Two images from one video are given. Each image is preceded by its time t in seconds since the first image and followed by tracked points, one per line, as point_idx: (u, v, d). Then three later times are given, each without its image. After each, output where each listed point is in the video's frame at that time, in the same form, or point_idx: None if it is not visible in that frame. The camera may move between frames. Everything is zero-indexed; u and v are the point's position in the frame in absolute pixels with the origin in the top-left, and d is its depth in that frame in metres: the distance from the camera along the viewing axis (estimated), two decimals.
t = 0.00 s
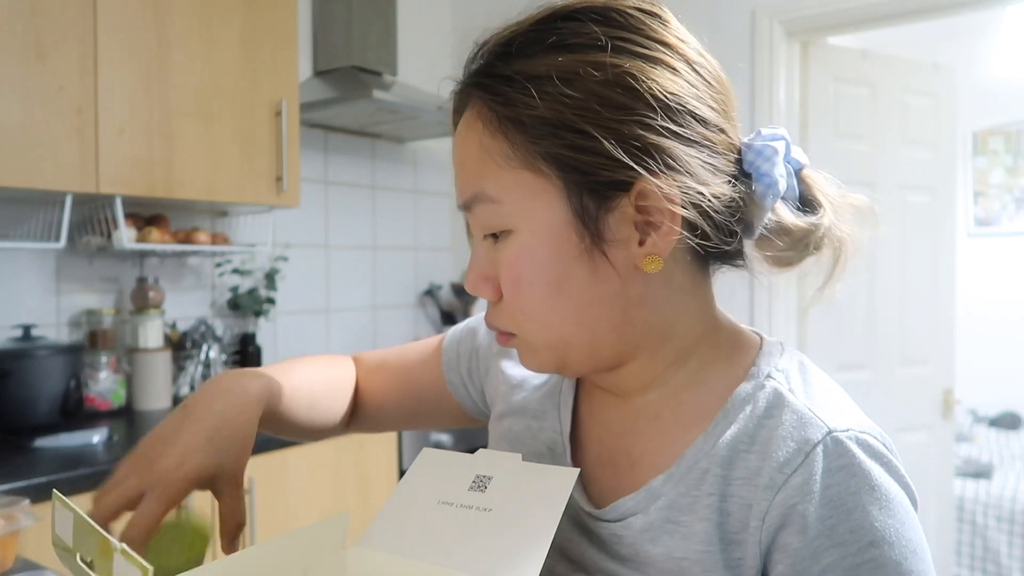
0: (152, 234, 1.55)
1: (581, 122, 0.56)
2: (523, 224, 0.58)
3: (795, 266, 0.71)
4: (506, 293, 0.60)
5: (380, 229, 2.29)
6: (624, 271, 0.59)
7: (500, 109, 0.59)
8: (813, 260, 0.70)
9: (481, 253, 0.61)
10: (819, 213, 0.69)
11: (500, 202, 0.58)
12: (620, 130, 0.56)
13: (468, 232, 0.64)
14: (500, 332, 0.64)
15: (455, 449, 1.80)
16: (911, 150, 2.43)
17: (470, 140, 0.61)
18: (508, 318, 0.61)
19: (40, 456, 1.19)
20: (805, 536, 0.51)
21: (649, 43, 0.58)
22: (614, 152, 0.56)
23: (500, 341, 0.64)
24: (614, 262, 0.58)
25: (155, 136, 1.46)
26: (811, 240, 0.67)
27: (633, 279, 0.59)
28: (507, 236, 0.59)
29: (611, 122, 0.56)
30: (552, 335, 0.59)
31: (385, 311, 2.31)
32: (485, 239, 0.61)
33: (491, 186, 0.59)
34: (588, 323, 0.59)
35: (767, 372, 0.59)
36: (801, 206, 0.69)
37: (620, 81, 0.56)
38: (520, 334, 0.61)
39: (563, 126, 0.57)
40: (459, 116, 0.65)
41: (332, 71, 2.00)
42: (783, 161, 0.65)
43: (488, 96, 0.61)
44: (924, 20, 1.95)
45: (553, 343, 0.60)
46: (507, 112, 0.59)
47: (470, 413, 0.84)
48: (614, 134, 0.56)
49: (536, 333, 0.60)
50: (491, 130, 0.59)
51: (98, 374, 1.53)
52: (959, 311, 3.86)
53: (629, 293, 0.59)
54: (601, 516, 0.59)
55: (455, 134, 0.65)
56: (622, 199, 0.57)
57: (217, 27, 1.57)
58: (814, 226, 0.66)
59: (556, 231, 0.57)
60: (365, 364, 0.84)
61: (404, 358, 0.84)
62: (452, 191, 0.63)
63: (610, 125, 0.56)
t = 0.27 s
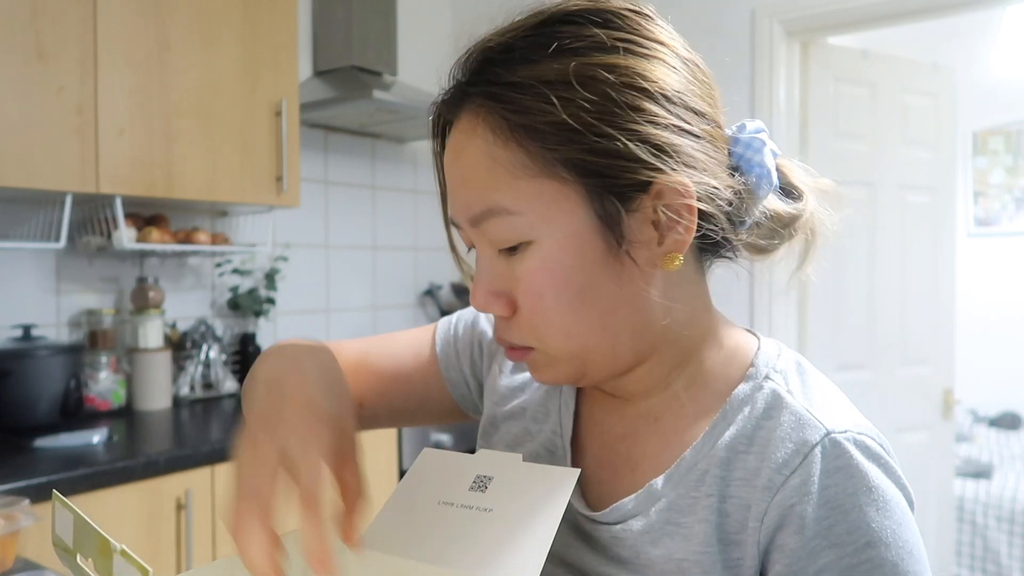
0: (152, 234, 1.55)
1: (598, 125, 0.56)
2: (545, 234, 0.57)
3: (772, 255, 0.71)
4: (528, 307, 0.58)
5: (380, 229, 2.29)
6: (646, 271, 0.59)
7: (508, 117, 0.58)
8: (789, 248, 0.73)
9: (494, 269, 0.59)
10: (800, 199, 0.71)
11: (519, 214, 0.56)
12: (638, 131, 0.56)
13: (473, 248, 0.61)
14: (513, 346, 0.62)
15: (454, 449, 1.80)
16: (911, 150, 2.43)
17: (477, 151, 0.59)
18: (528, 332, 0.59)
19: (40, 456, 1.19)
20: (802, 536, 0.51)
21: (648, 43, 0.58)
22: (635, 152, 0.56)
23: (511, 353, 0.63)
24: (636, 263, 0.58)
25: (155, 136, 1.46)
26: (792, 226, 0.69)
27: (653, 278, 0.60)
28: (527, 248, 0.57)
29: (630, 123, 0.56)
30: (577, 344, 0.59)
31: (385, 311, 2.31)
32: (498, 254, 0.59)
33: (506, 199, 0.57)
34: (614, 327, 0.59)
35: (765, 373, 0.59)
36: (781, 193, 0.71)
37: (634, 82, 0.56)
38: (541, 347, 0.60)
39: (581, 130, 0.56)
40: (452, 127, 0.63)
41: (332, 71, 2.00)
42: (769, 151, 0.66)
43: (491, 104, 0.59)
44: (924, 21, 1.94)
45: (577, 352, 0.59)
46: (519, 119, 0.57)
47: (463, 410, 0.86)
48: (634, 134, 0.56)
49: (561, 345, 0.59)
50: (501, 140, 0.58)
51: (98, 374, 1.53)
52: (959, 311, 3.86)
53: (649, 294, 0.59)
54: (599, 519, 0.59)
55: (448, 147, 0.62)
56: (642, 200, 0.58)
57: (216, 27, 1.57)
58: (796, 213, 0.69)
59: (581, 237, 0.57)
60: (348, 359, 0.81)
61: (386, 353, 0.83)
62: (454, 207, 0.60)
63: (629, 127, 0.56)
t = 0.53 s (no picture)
0: (151, 234, 1.55)
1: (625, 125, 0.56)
2: (573, 235, 0.56)
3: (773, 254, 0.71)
4: (552, 310, 0.58)
5: (380, 229, 2.29)
6: (670, 272, 0.59)
7: (535, 117, 0.57)
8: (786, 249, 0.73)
9: (516, 271, 0.59)
10: (802, 202, 0.72)
11: (548, 215, 0.56)
12: (667, 131, 0.56)
13: (494, 251, 0.61)
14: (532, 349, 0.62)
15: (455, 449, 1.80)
16: (910, 151, 2.43)
17: (499, 151, 0.58)
18: (550, 335, 0.59)
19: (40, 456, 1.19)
20: (818, 534, 0.52)
21: (670, 44, 0.58)
22: (663, 153, 0.56)
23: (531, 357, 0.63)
24: (661, 264, 0.58)
25: (155, 136, 1.46)
26: (798, 226, 0.70)
27: (676, 279, 0.60)
28: (554, 250, 0.57)
29: (659, 123, 0.56)
30: (602, 346, 0.58)
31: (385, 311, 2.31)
32: (523, 256, 0.58)
33: (535, 201, 0.56)
34: (639, 329, 0.59)
35: (778, 374, 0.60)
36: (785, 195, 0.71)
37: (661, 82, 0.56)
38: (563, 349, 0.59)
39: (611, 130, 0.55)
40: (470, 127, 0.62)
41: (332, 71, 2.00)
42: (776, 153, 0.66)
43: (515, 103, 0.59)
44: (923, 20, 1.94)
45: (600, 354, 0.59)
46: (544, 119, 0.57)
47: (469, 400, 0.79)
48: (663, 134, 0.56)
49: (586, 347, 0.58)
50: (527, 141, 0.57)
51: (98, 374, 1.53)
52: (960, 311, 3.85)
53: (673, 295, 0.60)
54: (615, 521, 0.58)
55: (467, 147, 0.61)
56: (669, 201, 0.58)
57: (216, 27, 1.57)
58: (802, 214, 0.70)
59: (610, 239, 0.56)
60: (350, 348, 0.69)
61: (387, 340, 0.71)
62: (476, 208, 0.59)
63: (658, 127, 0.56)
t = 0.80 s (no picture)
0: (152, 234, 1.55)
1: (616, 128, 0.55)
2: (558, 236, 0.57)
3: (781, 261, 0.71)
4: (536, 309, 0.59)
5: (380, 229, 2.29)
6: (656, 276, 0.59)
7: (526, 116, 0.57)
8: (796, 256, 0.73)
9: (503, 268, 0.60)
10: (811, 209, 0.71)
11: (532, 215, 0.56)
12: (656, 135, 0.55)
13: (483, 246, 0.61)
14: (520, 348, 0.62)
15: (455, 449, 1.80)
16: (911, 151, 2.43)
17: (490, 149, 0.58)
18: (536, 334, 0.59)
19: (40, 456, 1.19)
20: (818, 535, 0.51)
21: (669, 46, 0.57)
22: (652, 157, 0.56)
23: (519, 355, 0.63)
24: (646, 268, 0.58)
25: (155, 136, 1.46)
26: (803, 235, 0.69)
27: (662, 283, 0.60)
28: (538, 249, 0.57)
29: (649, 127, 0.55)
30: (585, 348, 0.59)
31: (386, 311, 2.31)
32: (509, 254, 0.59)
33: (520, 200, 0.56)
34: (622, 331, 0.59)
35: (778, 373, 0.59)
36: (793, 201, 0.71)
37: (653, 85, 0.55)
38: (549, 349, 0.60)
39: (599, 132, 0.55)
40: (465, 122, 0.62)
41: (332, 71, 2.00)
42: (783, 160, 0.66)
43: (508, 101, 0.59)
44: (923, 20, 1.94)
45: (584, 355, 0.59)
46: (535, 119, 0.57)
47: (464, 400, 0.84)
48: (652, 139, 0.55)
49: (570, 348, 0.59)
50: (517, 139, 0.57)
51: (98, 374, 1.53)
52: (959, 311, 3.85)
53: (659, 299, 0.60)
54: (613, 520, 0.58)
55: (461, 143, 0.61)
56: (657, 206, 0.57)
57: (217, 27, 1.57)
58: (808, 222, 0.69)
59: (595, 241, 0.57)
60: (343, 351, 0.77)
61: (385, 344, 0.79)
62: (467, 203, 0.60)
63: (648, 131, 0.55)
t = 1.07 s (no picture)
0: (152, 234, 1.55)
1: (596, 128, 0.56)
2: (538, 236, 0.57)
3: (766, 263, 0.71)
4: (517, 308, 0.59)
5: (380, 229, 2.29)
6: (637, 277, 0.59)
7: (507, 116, 0.58)
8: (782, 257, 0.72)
9: (485, 267, 0.60)
10: (797, 211, 0.70)
11: (512, 215, 0.57)
12: (636, 136, 0.56)
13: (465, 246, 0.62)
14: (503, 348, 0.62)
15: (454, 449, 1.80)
16: (911, 150, 2.43)
17: (472, 149, 0.59)
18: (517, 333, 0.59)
19: (40, 456, 1.20)
20: (810, 531, 0.51)
21: (652, 47, 0.58)
22: (631, 157, 0.56)
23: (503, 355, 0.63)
24: (627, 268, 0.58)
25: (155, 136, 1.46)
26: (789, 238, 0.68)
27: (643, 284, 0.60)
28: (518, 249, 0.57)
29: (629, 128, 0.56)
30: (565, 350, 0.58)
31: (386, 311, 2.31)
32: (490, 253, 0.59)
33: (501, 199, 0.57)
34: (603, 332, 0.58)
35: (765, 369, 0.60)
36: (779, 203, 0.70)
37: (633, 86, 0.55)
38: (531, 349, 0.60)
39: (579, 132, 0.56)
40: (449, 123, 0.62)
41: (332, 71, 2.00)
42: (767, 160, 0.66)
43: (491, 101, 0.59)
44: (924, 20, 1.94)
45: (566, 357, 0.59)
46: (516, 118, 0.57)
47: (459, 416, 0.84)
48: (632, 139, 0.56)
49: (551, 348, 0.59)
50: (498, 139, 0.58)
51: (98, 374, 1.54)
52: (960, 311, 3.86)
53: (641, 299, 0.60)
54: (603, 519, 0.59)
55: (444, 142, 0.62)
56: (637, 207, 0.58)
57: (217, 27, 1.57)
58: (795, 224, 0.68)
59: (574, 240, 0.57)
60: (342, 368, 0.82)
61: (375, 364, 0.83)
62: (449, 203, 0.60)
63: (628, 132, 0.56)
